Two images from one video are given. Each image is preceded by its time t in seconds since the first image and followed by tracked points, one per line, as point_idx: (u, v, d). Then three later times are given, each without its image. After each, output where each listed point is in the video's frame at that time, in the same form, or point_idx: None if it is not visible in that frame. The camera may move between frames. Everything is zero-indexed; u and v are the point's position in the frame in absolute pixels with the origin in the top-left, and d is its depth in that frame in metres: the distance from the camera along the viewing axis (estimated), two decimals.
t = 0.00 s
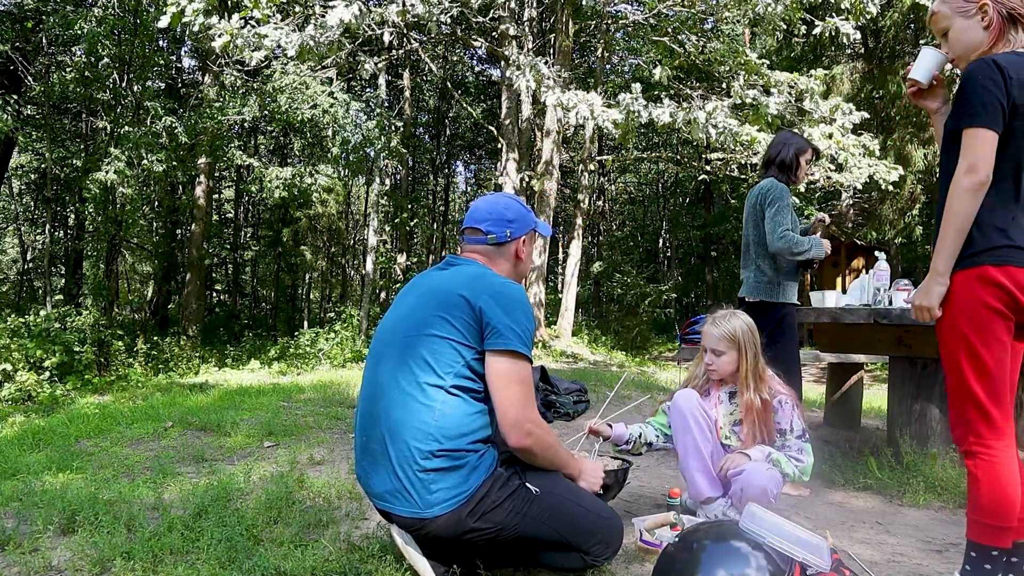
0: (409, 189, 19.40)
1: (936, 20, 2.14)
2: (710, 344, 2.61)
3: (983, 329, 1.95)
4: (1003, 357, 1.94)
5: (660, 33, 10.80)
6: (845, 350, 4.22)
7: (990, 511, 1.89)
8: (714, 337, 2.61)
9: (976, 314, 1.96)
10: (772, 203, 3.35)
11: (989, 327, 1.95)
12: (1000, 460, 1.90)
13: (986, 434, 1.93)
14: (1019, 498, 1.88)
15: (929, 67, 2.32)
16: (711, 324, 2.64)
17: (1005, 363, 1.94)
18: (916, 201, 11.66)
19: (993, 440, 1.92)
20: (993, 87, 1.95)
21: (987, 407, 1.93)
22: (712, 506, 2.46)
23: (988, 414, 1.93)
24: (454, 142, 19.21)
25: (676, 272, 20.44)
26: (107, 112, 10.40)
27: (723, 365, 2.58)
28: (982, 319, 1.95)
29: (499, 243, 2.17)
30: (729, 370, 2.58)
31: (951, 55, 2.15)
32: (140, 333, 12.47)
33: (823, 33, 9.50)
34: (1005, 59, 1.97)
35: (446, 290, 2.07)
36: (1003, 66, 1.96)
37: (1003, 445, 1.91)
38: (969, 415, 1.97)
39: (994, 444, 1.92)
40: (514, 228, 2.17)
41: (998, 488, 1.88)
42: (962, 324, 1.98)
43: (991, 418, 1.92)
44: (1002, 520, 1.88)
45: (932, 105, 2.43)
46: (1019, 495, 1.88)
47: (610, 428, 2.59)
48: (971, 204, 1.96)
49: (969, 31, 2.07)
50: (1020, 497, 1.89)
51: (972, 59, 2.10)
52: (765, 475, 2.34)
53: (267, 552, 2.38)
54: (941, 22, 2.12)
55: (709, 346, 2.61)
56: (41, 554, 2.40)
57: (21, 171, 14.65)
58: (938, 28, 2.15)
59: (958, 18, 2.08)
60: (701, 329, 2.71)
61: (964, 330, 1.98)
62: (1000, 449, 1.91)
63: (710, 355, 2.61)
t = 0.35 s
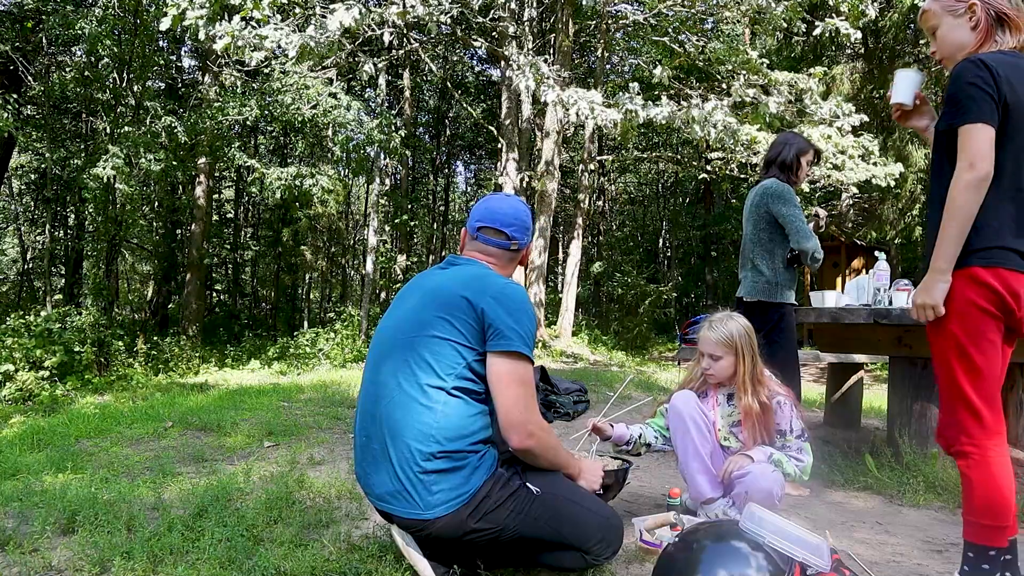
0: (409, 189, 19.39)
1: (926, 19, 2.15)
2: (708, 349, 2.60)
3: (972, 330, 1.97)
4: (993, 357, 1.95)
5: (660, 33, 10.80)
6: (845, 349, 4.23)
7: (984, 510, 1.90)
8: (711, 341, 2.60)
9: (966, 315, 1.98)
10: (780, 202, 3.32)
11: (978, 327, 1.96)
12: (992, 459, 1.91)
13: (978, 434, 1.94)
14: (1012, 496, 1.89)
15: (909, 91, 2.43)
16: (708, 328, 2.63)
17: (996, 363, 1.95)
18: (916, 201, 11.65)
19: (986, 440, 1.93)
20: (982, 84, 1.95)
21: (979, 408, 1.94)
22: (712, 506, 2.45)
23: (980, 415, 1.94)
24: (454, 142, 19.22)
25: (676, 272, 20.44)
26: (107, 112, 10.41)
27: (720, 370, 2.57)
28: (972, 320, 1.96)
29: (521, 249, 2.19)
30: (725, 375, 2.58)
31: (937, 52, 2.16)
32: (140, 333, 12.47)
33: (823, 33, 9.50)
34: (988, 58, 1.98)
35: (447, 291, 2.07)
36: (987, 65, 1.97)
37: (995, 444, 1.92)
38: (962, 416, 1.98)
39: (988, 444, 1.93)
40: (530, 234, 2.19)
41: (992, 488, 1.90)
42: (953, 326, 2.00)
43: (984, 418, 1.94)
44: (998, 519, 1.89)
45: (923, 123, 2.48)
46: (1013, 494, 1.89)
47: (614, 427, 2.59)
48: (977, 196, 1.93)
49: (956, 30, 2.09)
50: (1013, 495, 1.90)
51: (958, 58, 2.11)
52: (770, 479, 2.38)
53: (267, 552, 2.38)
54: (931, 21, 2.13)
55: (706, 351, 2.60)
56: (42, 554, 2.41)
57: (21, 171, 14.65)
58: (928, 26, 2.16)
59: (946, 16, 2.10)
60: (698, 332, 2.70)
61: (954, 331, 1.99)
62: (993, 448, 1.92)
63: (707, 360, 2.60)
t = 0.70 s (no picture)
0: (409, 189, 19.39)
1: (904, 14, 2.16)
2: (707, 351, 2.59)
3: (967, 328, 1.97)
4: (988, 354, 1.95)
5: (660, 33, 10.80)
6: (845, 350, 4.23)
7: (983, 510, 1.89)
8: (710, 343, 2.59)
9: (962, 312, 1.97)
10: (790, 203, 3.31)
11: (974, 325, 1.96)
12: (990, 458, 1.91)
13: (975, 434, 1.94)
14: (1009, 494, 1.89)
15: (889, 138, 2.63)
16: (707, 330, 2.62)
17: (990, 362, 1.95)
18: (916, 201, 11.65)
19: (981, 438, 1.93)
20: (983, 67, 1.91)
21: (974, 406, 1.94)
22: (713, 506, 2.43)
23: (975, 414, 1.94)
24: (454, 142, 19.22)
25: (676, 272, 20.44)
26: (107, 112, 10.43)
27: (719, 372, 2.56)
28: (967, 317, 1.96)
29: (521, 247, 2.19)
30: (725, 377, 2.56)
31: (904, 47, 2.16)
32: (140, 333, 12.47)
33: (823, 33, 9.49)
34: (979, 54, 1.95)
35: (451, 291, 2.07)
36: (979, 58, 1.93)
37: (991, 444, 1.93)
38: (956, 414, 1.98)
39: (983, 442, 1.93)
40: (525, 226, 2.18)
41: (989, 486, 1.89)
42: (948, 324, 1.99)
43: (978, 416, 1.94)
44: (996, 517, 1.89)
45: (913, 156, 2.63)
46: (1011, 492, 1.89)
47: (617, 426, 2.60)
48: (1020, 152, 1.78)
49: (925, 30, 2.09)
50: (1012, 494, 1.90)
51: (922, 59, 2.10)
52: (771, 480, 2.39)
53: (267, 552, 2.37)
54: (905, 16, 2.14)
55: (706, 353, 2.60)
56: (42, 554, 2.41)
57: (21, 171, 14.65)
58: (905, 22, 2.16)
59: (919, 14, 2.10)
60: (697, 334, 2.69)
61: (949, 329, 1.99)
62: (990, 447, 1.93)
63: (707, 362, 2.59)
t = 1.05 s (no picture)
0: (409, 190, 19.39)
1: (885, 20, 2.15)
2: (707, 352, 2.58)
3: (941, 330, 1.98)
4: (960, 354, 1.98)
5: (660, 33, 10.80)
6: (845, 350, 4.24)
7: (969, 507, 1.92)
8: (710, 344, 2.58)
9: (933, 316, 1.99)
10: (801, 203, 3.29)
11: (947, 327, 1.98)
12: (972, 455, 1.94)
13: (955, 433, 1.96)
14: (991, 488, 1.92)
15: (858, 134, 2.66)
16: (707, 331, 2.61)
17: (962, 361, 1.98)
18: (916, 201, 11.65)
19: (961, 436, 1.95)
20: (963, 97, 1.94)
21: (951, 405, 1.96)
22: (713, 506, 2.43)
23: (952, 413, 1.96)
24: (454, 142, 19.21)
25: (676, 272, 20.44)
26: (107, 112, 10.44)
27: (720, 372, 2.56)
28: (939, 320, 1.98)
29: (501, 230, 2.17)
30: (725, 377, 2.56)
31: (885, 55, 2.17)
32: (140, 333, 12.47)
33: (823, 34, 9.48)
34: (960, 75, 1.98)
35: (449, 291, 2.07)
36: (960, 81, 1.97)
37: (971, 440, 1.95)
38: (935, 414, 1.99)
39: (962, 440, 1.95)
40: (518, 220, 2.17)
41: (973, 482, 1.92)
42: (920, 328, 2.00)
43: (955, 415, 1.96)
44: (982, 513, 1.91)
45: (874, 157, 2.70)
46: (994, 486, 1.92)
47: (618, 427, 2.59)
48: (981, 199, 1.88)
49: (906, 42, 2.09)
50: (995, 487, 1.92)
51: (905, 69, 2.13)
52: (772, 480, 2.39)
53: (267, 552, 2.37)
54: (888, 23, 2.13)
55: (706, 354, 2.59)
56: (41, 554, 2.40)
57: (21, 171, 14.64)
58: (885, 28, 2.16)
59: (903, 24, 2.09)
60: (696, 335, 2.68)
61: (922, 332, 2.00)
62: (970, 443, 1.95)
63: (707, 363, 2.58)
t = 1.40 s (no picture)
0: (409, 189, 19.39)
1: (868, 31, 2.14)
2: (706, 352, 2.57)
3: (912, 327, 2.02)
4: (929, 348, 2.02)
5: (660, 33, 10.80)
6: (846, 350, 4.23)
7: (945, 498, 1.95)
8: (709, 344, 2.57)
9: (902, 313, 2.03)
10: (806, 211, 3.28)
11: (917, 323, 2.02)
12: (941, 447, 1.97)
13: (925, 426, 1.99)
14: (965, 479, 1.95)
15: (844, 107, 2.67)
16: (707, 331, 2.60)
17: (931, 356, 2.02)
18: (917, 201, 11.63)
19: (933, 429, 1.99)
20: (953, 108, 1.97)
21: (922, 399, 2.00)
22: (713, 506, 2.43)
23: (923, 406, 2.00)
24: (454, 142, 19.22)
25: (676, 272, 20.43)
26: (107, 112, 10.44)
27: (719, 372, 2.55)
28: (908, 316, 2.02)
29: (502, 231, 2.17)
30: (725, 377, 2.56)
31: (873, 68, 2.15)
32: (140, 333, 12.48)
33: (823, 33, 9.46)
34: (949, 83, 2.02)
35: (449, 291, 2.07)
36: (950, 89, 2.01)
37: (940, 433, 1.99)
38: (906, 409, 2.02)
39: (933, 432, 1.99)
40: (519, 221, 2.17)
41: (945, 473, 1.95)
42: (891, 325, 2.04)
43: (926, 408, 2.00)
44: (960, 503, 1.93)
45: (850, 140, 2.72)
46: (966, 477, 1.96)
47: (616, 428, 2.59)
48: (936, 211, 1.89)
49: (895, 52, 2.09)
50: (965, 477, 1.96)
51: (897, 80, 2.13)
52: (772, 480, 2.39)
53: (267, 552, 2.37)
54: (872, 35, 2.12)
55: (705, 354, 2.58)
56: (41, 554, 2.40)
57: (21, 171, 14.64)
58: (867, 40, 2.15)
59: (889, 36, 2.09)
60: (695, 335, 2.67)
61: (894, 329, 2.03)
62: (939, 437, 1.98)
63: (706, 363, 2.58)
